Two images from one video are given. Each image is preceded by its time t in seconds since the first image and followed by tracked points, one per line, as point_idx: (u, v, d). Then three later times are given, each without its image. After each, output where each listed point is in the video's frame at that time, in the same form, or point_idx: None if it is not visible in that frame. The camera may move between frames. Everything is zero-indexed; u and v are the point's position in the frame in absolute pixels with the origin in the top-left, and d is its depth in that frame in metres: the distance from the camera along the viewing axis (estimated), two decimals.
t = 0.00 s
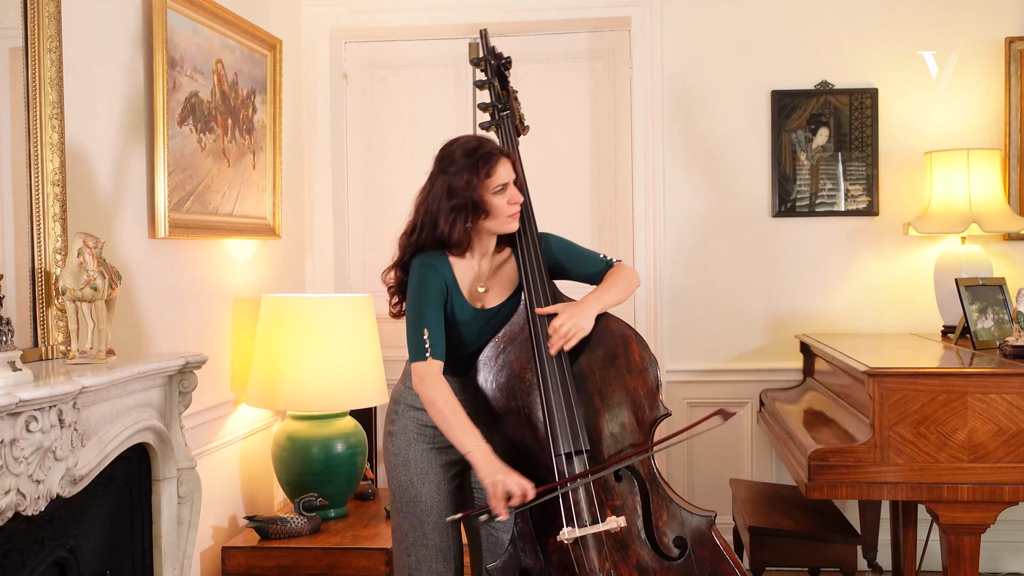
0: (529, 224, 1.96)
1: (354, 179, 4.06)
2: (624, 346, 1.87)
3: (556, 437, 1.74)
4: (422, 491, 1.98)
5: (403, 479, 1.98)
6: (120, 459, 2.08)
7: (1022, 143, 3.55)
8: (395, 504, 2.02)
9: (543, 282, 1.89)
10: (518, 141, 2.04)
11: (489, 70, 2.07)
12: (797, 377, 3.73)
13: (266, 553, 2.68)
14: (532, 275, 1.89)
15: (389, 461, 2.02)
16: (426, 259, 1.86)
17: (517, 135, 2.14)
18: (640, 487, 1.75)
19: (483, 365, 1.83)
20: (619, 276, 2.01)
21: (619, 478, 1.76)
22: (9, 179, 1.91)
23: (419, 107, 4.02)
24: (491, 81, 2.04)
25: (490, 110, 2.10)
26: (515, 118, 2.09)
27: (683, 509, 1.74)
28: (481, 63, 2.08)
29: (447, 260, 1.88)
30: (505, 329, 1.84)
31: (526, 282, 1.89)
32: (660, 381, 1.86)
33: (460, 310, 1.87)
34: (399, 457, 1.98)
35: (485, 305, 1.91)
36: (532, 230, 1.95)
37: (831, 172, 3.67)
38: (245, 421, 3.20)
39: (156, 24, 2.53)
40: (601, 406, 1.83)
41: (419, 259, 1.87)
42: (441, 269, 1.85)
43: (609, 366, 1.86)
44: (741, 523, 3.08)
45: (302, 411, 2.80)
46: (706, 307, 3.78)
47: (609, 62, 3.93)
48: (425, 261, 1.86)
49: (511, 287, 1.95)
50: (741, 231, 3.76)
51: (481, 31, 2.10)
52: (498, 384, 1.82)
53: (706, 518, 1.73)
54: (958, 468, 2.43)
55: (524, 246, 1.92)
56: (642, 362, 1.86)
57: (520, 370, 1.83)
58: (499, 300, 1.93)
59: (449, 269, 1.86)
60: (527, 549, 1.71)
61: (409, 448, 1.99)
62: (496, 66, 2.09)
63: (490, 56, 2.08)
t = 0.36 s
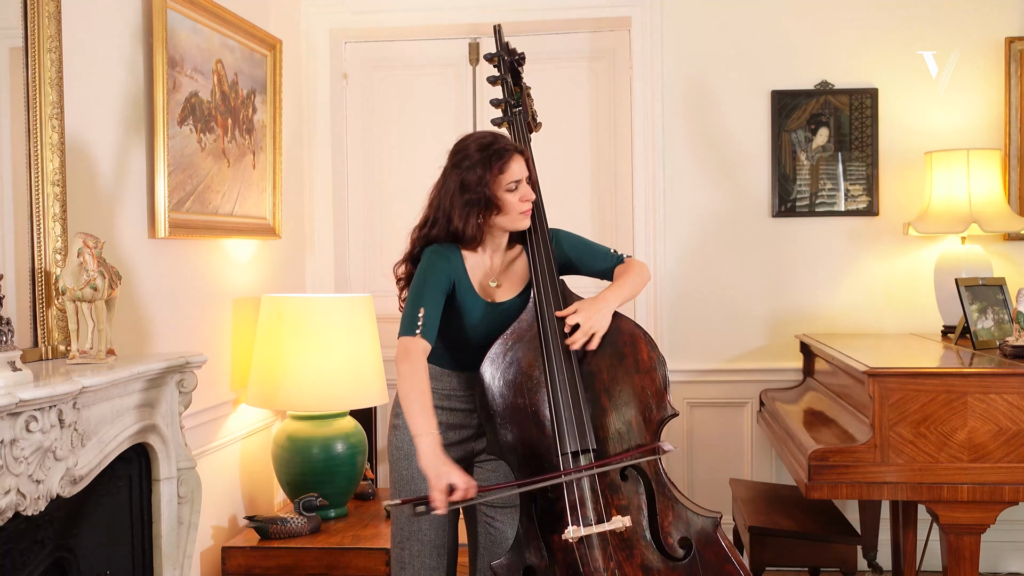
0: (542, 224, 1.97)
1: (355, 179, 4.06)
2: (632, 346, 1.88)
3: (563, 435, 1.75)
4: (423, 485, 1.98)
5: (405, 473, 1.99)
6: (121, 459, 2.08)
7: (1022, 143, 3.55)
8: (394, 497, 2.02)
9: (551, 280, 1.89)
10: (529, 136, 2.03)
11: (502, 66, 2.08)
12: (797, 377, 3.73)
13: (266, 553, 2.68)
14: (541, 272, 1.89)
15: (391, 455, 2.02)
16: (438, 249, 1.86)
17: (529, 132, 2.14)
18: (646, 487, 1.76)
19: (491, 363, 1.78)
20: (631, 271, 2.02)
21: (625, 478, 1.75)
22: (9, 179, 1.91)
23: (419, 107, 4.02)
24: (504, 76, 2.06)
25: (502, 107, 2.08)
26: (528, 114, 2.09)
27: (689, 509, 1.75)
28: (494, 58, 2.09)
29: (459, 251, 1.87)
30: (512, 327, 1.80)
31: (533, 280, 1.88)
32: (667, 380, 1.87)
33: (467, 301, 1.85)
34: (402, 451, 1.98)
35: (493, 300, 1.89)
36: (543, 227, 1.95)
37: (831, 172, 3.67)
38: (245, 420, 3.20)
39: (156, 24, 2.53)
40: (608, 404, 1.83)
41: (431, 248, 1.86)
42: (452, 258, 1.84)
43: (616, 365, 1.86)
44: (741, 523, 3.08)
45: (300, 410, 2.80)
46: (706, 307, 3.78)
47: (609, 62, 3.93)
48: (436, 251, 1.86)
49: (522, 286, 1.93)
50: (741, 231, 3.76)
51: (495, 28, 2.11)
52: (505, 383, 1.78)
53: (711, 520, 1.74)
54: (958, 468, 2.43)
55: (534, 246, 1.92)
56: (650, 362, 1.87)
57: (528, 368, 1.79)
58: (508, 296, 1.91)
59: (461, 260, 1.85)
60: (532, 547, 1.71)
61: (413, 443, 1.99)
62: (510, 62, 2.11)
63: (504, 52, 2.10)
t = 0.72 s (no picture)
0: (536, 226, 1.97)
1: (354, 179, 4.06)
2: (629, 347, 1.88)
3: (559, 435, 1.76)
4: (422, 487, 1.98)
5: (404, 475, 1.98)
6: (121, 459, 2.08)
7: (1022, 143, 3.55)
8: (395, 499, 2.02)
9: (547, 280, 1.89)
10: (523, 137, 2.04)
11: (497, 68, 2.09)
12: (797, 377, 3.73)
13: (266, 553, 2.68)
14: (536, 274, 1.89)
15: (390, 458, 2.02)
16: (436, 253, 1.85)
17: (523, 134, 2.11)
18: (643, 488, 1.76)
19: (488, 363, 1.81)
20: (629, 276, 2.02)
21: (622, 479, 1.76)
22: (9, 178, 1.91)
23: (419, 107, 4.02)
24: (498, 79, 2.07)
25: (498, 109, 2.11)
26: (524, 115, 2.07)
27: (686, 509, 1.74)
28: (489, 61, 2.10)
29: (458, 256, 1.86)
30: (509, 328, 1.83)
31: (530, 280, 1.88)
32: (664, 381, 1.86)
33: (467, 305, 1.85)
34: (399, 454, 1.98)
35: (492, 303, 1.89)
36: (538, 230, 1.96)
37: (831, 172, 3.67)
38: (245, 420, 3.20)
39: (156, 25, 2.53)
40: (604, 405, 1.83)
41: (431, 253, 1.85)
42: (452, 262, 1.83)
43: (612, 366, 1.86)
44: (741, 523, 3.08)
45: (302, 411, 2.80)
46: (705, 307, 3.78)
47: (609, 62, 3.93)
48: (434, 256, 1.84)
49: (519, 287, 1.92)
50: (741, 231, 3.76)
51: (488, 30, 2.12)
52: (503, 383, 1.81)
53: (709, 520, 1.73)
54: (958, 468, 2.43)
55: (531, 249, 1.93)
56: (646, 362, 1.87)
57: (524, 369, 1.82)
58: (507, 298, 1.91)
59: (461, 265, 1.84)
60: (529, 548, 1.72)
61: (410, 446, 1.98)
62: (504, 64, 2.12)
63: (499, 54, 2.11)
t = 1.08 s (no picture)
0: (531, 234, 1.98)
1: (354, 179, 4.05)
2: (623, 347, 1.87)
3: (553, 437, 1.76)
4: (421, 489, 1.98)
5: (402, 478, 1.98)
6: (121, 459, 2.08)
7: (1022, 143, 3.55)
8: (395, 502, 2.02)
9: (542, 280, 1.90)
10: (517, 141, 2.04)
11: (490, 70, 2.09)
12: (797, 377, 3.73)
13: (266, 552, 2.68)
14: (531, 275, 1.90)
15: (388, 461, 2.02)
16: (433, 266, 1.83)
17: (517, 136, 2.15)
18: (639, 488, 1.76)
19: (484, 363, 1.90)
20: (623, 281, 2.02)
21: (618, 479, 1.75)
22: (9, 178, 1.91)
23: (419, 106, 4.02)
24: (492, 81, 2.06)
25: (491, 110, 2.11)
26: (516, 117, 2.11)
27: (683, 509, 1.74)
28: (482, 63, 2.10)
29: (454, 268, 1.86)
30: (504, 329, 1.90)
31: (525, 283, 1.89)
32: (660, 381, 1.85)
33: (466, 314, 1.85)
34: (397, 457, 1.98)
35: (489, 311, 1.90)
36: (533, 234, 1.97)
37: (831, 172, 3.67)
38: (245, 421, 3.19)
39: (156, 25, 2.53)
40: (600, 406, 1.83)
41: (426, 266, 1.83)
42: (450, 273, 1.83)
43: (607, 366, 1.86)
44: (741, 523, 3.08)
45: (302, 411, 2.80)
46: (705, 307, 3.78)
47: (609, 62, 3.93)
48: (431, 269, 1.83)
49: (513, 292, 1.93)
50: (741, 231, 3.76)
51: (480, 33, 2.12)
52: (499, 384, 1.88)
53: (705, 519, 1.72)
54: (958, 468, 2.43)
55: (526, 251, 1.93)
56: (641, 362, 1.85)
57: (520, 370, 1.87)
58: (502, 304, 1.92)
59: (458, 276, 1.84)
60: (526, 549, 1.73)
61: (407, 448, 1.99)
62: (497, 67, 2.11)
63: (492, 56, 2.11)
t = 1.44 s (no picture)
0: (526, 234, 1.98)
1: (355, 179, 4.06)
2: (619, 348, 1.88)
3: (550, 438, 1.75)
4: (419, 490, 1.98)
5: (401, 479, 1.98)
6: (121, 458, 2.08)
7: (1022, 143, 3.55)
8: (393, 504, 2.02)
9: (536, 282, 1.90)
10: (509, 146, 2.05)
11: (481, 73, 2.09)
12: (797, 377, 3.73)
13: (266, 552, 2.68)
14: (526, 275, 1.90)
15: (386, 463, 2.01)
16: (424, 261, 1.85)
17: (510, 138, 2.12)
18: (635, 488, 1.77)
19: (479, 366, 1.85)
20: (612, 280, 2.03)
21: (614, 480, 1.76)
22: (9, 178, 1.91)
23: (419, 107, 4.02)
24: (483, 83, 2.05)
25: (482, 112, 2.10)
26: (509, 119, 2.09)
27: (678, 509, 1.75)
28: (474, 65, 2.10)
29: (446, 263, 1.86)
30: (499, 332, 1.86)
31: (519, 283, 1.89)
32: (655, 381, 1.86)
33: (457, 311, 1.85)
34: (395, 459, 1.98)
35: (482, 310, 1.89)
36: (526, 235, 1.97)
37: (831, 172, 3.67)
38: (245, 421, 3.19)
39: (157, 25, 2.53)
40: (595, 407, 1.83)
41: (417, 262, 1.85)
42: (439, 270, 1.83)
43: (602, 367, 1.86)
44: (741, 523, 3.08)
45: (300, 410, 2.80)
46: (705, 307, 3.78)
47: (609, 63, 3.93)
48: (423, 264, 1.85)
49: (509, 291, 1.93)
50: (741, 231, 3.76)
51: (473, 35, 2.13)
52: (494, 387, 1.84)
53: (700, 519, 1.74)
54: (958, 468, 2.43)
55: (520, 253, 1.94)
56: (636, 363, 1.87)
57: (514, 372, 1.84)
58: (497, 303, 1.91)
59: (448, 271, 1.85)
60: (523, 550, 1.71)
61: (405, 450, 1.99)
62: (489, 69, 2.12)
63: (483, 59, 2.11)
